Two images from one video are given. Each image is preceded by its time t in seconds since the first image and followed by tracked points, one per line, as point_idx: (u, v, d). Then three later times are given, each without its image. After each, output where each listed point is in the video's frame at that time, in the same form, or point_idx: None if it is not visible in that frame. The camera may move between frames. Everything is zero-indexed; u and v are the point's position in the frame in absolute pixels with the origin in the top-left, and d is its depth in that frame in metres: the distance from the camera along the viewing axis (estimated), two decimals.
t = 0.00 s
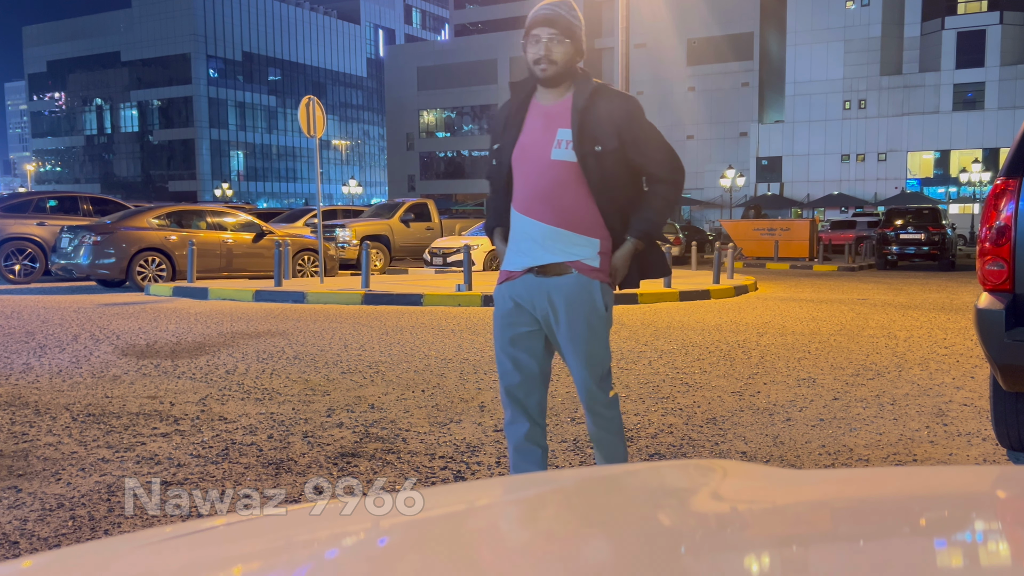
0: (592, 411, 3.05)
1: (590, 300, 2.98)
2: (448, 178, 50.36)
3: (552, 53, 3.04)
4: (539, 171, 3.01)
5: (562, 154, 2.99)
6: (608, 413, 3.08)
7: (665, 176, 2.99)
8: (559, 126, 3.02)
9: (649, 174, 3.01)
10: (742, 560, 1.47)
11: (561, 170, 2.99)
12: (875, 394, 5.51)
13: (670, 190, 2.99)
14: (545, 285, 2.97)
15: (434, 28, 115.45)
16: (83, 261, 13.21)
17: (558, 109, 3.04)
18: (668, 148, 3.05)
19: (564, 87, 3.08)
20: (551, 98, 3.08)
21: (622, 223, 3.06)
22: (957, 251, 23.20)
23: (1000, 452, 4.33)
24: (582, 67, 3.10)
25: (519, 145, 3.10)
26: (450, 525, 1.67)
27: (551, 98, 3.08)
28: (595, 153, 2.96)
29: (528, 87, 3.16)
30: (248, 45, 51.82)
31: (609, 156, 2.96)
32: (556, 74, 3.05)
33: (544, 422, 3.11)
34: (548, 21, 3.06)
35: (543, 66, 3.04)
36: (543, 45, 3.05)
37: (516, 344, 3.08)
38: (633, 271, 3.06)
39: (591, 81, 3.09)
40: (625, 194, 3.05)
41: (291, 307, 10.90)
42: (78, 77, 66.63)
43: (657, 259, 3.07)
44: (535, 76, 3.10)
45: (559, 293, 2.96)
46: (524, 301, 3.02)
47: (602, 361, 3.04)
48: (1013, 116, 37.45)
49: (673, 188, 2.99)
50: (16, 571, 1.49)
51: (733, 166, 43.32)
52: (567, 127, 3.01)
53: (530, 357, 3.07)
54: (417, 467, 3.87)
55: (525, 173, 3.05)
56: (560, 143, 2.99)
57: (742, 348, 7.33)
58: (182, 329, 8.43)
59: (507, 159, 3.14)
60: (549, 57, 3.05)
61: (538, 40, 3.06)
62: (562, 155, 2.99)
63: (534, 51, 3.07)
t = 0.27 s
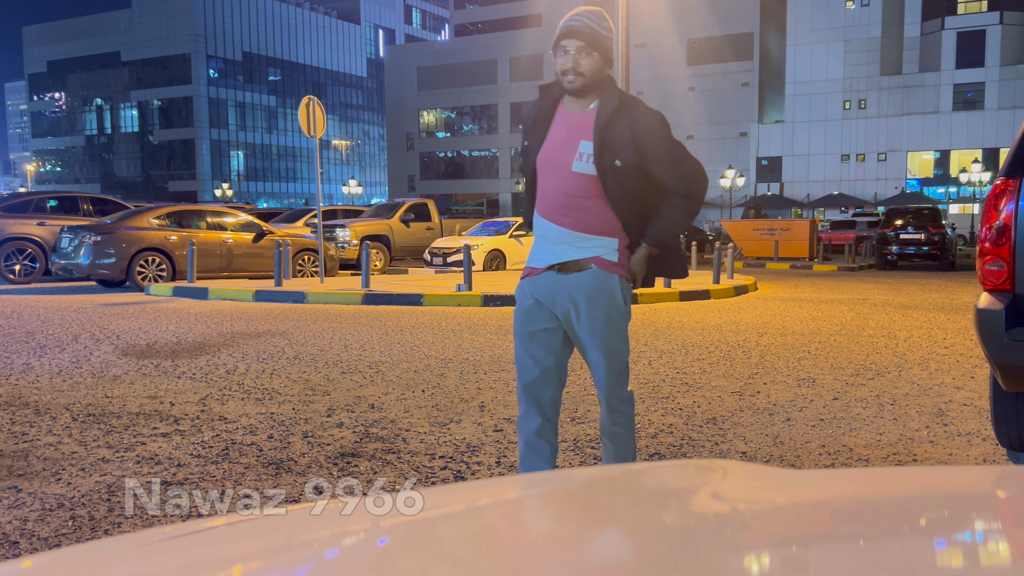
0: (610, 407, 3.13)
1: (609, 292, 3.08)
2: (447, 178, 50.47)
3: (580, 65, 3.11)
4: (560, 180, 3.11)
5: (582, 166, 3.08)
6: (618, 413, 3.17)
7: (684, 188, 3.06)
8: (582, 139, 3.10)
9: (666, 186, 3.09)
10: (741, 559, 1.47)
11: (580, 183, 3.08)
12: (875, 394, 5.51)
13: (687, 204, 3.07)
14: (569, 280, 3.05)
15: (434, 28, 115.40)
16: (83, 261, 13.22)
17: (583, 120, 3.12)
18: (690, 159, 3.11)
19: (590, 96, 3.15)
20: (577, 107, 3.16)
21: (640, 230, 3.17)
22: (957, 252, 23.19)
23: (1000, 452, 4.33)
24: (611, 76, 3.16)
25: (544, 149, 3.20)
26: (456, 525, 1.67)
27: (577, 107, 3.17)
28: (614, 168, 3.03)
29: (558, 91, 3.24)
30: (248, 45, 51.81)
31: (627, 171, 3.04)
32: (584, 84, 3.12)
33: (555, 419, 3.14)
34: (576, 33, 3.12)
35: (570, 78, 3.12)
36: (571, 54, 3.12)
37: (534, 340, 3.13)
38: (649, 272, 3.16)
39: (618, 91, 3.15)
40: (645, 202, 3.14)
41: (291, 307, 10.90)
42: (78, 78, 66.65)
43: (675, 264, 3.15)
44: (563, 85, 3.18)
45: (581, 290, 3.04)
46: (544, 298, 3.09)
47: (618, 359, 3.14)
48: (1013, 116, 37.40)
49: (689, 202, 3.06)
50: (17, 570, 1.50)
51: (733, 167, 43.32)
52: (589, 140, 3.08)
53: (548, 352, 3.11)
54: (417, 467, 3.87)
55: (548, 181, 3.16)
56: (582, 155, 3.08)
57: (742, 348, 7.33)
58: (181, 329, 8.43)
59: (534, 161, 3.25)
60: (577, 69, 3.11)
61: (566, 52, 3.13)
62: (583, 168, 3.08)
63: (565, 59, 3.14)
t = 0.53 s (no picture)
0: (610, 404, 3.16)
1: (612, 291, 3.12)
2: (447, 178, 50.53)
3: (596, 72, 3.14)
4: (573, 182, 3.19)
5: (595, 170, 3.14)
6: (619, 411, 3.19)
7: (693, 196, 3.10)
8: (595, 143, 3.15)
9: (674, 192, 3.13)
10: (741, 559, 1.47)
11: (592, 186, 3.15)
12: (875, 394, 5.51)
13: (694, 211, 3.10)
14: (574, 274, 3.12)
15: (434, 28, 115.46)
16: (83, 261, 13.22)
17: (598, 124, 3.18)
18: (702, 167, 3.14)
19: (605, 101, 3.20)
20: (592, 111, 3.22)
21: (648, 233, 3.22)
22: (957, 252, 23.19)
23: (1000, 452, 4.33)
24: (628, 82, 3.19)
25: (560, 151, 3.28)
26: (460, 524, 1.68)
27: (593, 112, 3.22)
28: (625, 174, 3.09)
29: (575, 95, 3.30)
30: (248, 45, 51.81)
31: (638, 177, 3.09)
32: (599, 90, 3.16)
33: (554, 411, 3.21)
34: (592, 41, 3.15)
35: (586, 84, 3.16)
36: (586, 59, 3.16)
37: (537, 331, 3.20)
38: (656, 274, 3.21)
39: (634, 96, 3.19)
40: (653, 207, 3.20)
41: (291, 307, 10.90)
42: (78, 78, 66.64)
43: (686, 266, 3.19)
44: (580, 90, 3.24)
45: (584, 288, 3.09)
46: (549, 291, 3.16)
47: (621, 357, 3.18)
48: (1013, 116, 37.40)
49: (697, 210, 3.09)
50: (17, 570, 1.50)
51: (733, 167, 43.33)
52: (602, 144, 3.14)
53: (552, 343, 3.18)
54: (418, 466, 3.87)
55: (562, 182, 3.24)
56: (594, 159, 3.14)
57: (743, 348, 7.33)
58: (182, 329, 8.42)
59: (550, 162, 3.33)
60: (592, 76, 3.16)
61: (584, 58, 3.17)
62: (595, 171, 3.14)
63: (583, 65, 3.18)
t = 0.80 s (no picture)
0: (608, 402, 3.20)
1: (607, 293, 3.14)
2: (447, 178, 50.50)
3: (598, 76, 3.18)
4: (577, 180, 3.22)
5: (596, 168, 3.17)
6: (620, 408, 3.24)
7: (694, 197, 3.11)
8: (597, 144, 3.18)
9: (676, 191, 3.13)
10: (741, 558, 1.48)
11: (594, 184, 3.18)
12: (876, 394, 5.51)
13: (696, 209, 3.09)
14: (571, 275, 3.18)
15: (434, 28, 115.41)
16: (83, 261, 13.22)
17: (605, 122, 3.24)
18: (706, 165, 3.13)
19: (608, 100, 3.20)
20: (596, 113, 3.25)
21: (651, 233, 3.20)
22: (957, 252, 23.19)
23: (1000, 452, 4.33)
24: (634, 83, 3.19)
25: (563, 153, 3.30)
26: (459, 524, 1.68)
27: (596, 114, 3.25)
28: (625, 173, 3.10)
29: (578, 97, 3.33)
30: (248, 45, 51.79)
31: (640, 175, 3.09)
32: (601, 92, 3.18)
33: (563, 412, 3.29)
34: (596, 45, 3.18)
35: (587, 87, 3.18)
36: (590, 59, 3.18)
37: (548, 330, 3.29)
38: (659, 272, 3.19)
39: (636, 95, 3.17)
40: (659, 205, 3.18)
41: (291, 307, 10.89)
42: (78, 78, 66.61)
43: (688, 266, 3.18)
44: (583, 93, 3.26)
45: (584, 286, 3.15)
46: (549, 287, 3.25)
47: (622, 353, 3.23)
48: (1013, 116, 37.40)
49: (699, 208, 3.09)
50: (17, 570, 1.50)
51: (733, 166, 43.33)
52: (604, 145, 3.17)
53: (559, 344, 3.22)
54: (417, 466, 3.87)
55: (567, 182, 3.27)
56: (596, 159, 3.17)
57: (743, 348, 7.33)
58: (182, 329, 8.42)
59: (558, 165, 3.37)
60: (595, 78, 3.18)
61: (584, 62, 3.18)
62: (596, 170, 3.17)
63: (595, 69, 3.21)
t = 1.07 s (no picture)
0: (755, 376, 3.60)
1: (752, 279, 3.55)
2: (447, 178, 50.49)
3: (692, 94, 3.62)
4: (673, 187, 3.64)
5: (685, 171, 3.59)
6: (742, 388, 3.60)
7: (793, 197, 3.51)
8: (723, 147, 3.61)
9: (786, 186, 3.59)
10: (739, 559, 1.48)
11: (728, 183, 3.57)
12: (875, 394, 5.50)
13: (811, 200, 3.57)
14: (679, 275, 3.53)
15: (434, 28, 115.25)
16: (83, 261, 13.22)
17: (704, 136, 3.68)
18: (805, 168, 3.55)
19: (710, 110, 3.59)
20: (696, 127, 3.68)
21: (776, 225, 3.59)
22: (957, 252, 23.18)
23: (999, 452, 4.33)
24: (744, 98, 3.61)
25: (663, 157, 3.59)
26: (461, 524, 1.68)
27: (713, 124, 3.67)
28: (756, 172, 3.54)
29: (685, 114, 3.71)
30: (248, 45, 51.76)
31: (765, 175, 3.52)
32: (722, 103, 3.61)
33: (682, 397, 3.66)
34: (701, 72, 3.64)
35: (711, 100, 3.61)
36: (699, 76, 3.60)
37: (662, 327, 3.68)
38: (762, 262, 3.49)
39: (738, 107, 3.58)
40: (763, 201, 3.50)
41: (290, 307, 10.89)
42: (78, 77, 66.57)
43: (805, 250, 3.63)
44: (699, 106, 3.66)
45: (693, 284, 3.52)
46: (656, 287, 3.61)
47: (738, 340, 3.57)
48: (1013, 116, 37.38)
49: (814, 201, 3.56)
50: (17, 571, 1.51)
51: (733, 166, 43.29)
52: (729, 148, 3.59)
53: (679, 340, 3.58)
54: (417, 466, 3.87)
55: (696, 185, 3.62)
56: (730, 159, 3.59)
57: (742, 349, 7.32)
58: (181, 329, 8.42)
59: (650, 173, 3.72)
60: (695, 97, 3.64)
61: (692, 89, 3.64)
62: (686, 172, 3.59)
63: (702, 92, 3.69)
